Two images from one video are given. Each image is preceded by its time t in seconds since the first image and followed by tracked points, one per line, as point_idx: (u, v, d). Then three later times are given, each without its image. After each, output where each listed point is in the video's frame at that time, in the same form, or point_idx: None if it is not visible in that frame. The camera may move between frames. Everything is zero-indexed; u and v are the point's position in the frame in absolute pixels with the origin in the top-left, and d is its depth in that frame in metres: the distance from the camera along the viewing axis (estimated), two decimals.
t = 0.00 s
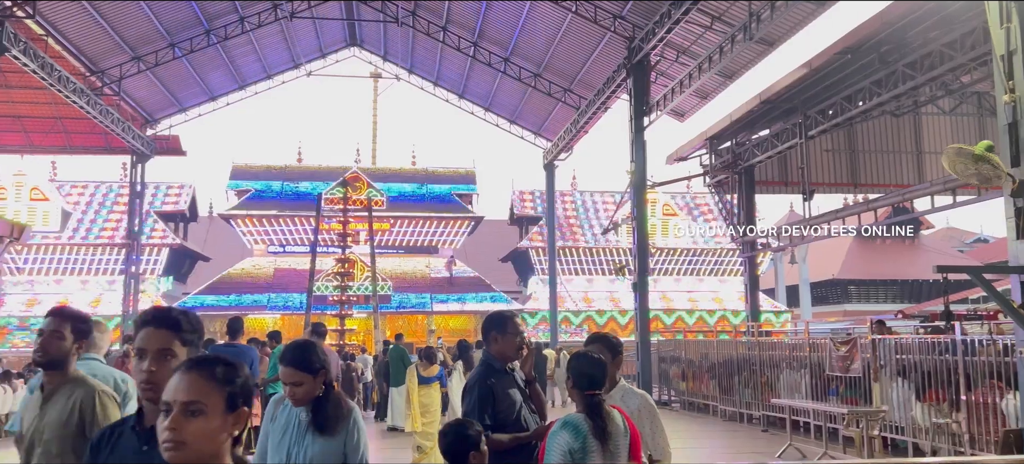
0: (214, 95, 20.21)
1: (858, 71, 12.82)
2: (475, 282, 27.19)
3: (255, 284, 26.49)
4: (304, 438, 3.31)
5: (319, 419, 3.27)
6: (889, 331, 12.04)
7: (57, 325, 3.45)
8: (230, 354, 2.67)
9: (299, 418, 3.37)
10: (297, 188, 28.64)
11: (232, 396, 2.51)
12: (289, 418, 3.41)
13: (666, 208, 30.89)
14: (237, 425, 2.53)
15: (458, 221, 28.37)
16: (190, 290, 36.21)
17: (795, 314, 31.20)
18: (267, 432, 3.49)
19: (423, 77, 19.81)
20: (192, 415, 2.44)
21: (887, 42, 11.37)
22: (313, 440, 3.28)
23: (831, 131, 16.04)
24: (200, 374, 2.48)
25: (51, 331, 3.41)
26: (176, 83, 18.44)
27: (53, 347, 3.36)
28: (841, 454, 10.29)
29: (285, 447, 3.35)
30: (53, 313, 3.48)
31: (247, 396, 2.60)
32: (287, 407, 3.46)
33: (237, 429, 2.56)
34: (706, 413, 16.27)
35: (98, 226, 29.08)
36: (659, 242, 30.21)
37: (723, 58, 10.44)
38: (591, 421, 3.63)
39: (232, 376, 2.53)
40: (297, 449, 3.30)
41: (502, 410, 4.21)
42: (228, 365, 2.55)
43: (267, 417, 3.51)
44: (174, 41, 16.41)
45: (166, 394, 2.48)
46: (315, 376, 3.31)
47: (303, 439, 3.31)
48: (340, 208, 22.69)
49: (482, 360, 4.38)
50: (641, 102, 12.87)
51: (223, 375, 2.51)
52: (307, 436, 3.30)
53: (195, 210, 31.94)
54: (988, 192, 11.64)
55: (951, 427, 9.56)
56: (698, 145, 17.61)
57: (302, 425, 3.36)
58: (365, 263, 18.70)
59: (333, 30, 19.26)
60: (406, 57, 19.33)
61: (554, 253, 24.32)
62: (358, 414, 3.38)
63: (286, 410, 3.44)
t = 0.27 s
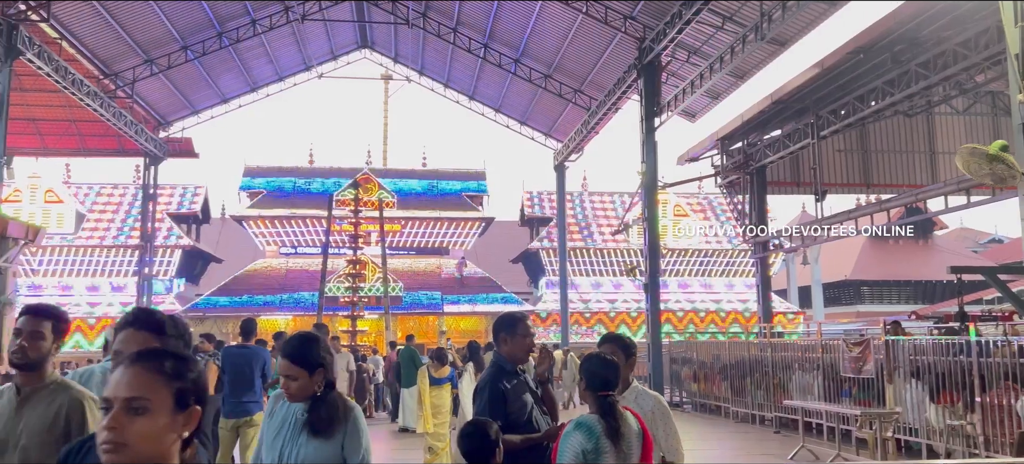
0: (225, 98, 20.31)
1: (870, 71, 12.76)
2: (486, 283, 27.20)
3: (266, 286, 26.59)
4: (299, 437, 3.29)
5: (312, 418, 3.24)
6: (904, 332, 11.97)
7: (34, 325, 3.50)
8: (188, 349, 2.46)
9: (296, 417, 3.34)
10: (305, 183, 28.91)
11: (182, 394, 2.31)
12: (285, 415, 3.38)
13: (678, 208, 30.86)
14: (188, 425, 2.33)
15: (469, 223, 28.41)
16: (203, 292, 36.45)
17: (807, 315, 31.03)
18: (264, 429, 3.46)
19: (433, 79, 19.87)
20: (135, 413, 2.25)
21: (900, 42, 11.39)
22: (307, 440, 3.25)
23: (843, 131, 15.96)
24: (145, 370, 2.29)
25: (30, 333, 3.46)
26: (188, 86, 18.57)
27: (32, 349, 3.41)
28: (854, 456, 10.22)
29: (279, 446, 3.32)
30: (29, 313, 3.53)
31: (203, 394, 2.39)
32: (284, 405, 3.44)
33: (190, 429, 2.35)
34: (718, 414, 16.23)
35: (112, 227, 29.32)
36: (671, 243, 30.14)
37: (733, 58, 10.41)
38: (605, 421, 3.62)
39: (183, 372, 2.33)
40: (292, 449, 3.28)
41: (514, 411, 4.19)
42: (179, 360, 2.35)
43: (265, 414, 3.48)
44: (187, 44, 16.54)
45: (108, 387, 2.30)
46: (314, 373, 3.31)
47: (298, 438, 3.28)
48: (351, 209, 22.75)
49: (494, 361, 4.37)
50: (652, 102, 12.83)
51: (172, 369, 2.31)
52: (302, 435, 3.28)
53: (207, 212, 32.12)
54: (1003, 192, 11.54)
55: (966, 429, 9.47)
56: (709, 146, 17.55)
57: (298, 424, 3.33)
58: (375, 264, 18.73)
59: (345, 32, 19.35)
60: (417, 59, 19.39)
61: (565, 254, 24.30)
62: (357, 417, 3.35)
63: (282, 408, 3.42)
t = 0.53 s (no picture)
0: (238, 100, 20.45)
1: (883, 71, 12.67)
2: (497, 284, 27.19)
3: (278, 288, 26.66)
4: (293, 448, 3.12)
5: (305, 429, 3.06)
6: (919, 333, 11.90)
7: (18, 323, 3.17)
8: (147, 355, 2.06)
9: (289, 426, 3.17)
10: (316, 182, 29.09)
11: (132, 408, 1.94)
12: (277, 424, 3.21)
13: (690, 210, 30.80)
14: (137, 444, 1.97)
15: (480, 224, 28.43)
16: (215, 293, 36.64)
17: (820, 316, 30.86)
18: (252, 440, 3.26)
19: (444, 80, 19.90)
20: (74, 429, 1.89)
21: (915, 41, 11.32)
22: (302, 453, 3.08)
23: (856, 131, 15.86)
24: (93, 378, 1.93)
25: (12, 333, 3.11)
26: (201, 88, 18.67)
27: (15, 352, 3.04)
28: (868, 459, 10.15)
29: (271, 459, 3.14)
30: (15, 313, 3.19)
31: (157, 405, 2.02)
32: (274, 414, 3.25)
33: (138, 448, 1.99)
34: (730, 416, 16.18)
35: (125, 229, 29.49)
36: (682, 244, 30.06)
37: (745, 58, 10.37)
38: (614, 423, 3.61)
39: (135, 383, 1.95)
40: (286, 461, 3.12)
41: (524, 413, 4.17)
42: (134, 367, 1.97)
43: (253, 425, 3.29)
44: (200, 47, 16.67)
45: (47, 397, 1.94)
46: (306, 376, 3.15)
47: (292, 450, 3.12)
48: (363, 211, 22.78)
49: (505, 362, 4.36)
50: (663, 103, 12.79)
51: (123, 380, 1.94)
52: (297, 446, 3.11)
53: (220, 214, 32.26)
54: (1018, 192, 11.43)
55: (982, 431, 9.40)
56: (721, 146, 17.49)
57: (291, 434, 3.16)
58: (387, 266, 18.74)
59: (357, 34, 19.43)
60: (428, 61, 19.42)
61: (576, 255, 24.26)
62: (354, 427, 3.18)
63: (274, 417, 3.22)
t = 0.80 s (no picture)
0: (251, 103, 20.60)
1: (896, 71, 12.59)
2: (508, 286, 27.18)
3: (289, 290, 26.75)
4: (273, 451, 2.88)
5: (285, 432, 2.82)
6: (933, 335, 11.83)
7: None
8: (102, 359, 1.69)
9: (267, 427, 2.92)
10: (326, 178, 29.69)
11: (80, 431, 1.55)
12: (254, 424, 2.95)
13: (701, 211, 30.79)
14: None
15: (491, 226, 28.48)
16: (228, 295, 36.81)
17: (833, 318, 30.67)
18: (227, 444, 3.00)
19: (456, 82, 19.96)
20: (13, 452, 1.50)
21: (928, 39, 11.31)
22: (283, 456, 2.85)
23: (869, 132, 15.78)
24: (35, 389, 1.57)
25: None
26: (213, 91, 18.81)
27: None
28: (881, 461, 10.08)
29: None
30: None
31: (113, 423, 1.62)
32: (251, 414, 3.00)
33: None
34: (742, 418, 16.12)
35: (139, 232, 29.67)
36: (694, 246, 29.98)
37: (756, 59, 10.34)
38: (625, 424, 3.60)
39: (84, 397, 1.56)
40: None
41: (537, 414, 4.16)
42: (86, 378, 1.59)
43: (227, 427, 3.02)
44: (212, 50, 16.83)
45: None
46: (288, 370, 2.90)
47: (272, 453, 2.87)
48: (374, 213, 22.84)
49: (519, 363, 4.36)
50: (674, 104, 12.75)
51: (72, 391, 1.57)
52: (278, 449, 2.87)
53: (232, 216, 32.42)
54: None
55: (997, 434, 9.31)
56: (733, 148, 17.44)
57: (270, 435, 2.91)
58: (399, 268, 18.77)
59: (368, 37, 19.53)
60: (439, 63, 19.47)
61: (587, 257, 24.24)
62: (335, 430, 2.95)
63: (251, 417, 2.97)
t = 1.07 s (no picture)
0: (264, 106, 20.71)
1: (911, 72, 12.51)
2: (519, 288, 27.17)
3: (302, 293, 26.84)
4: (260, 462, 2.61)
5: (274, 439, 2.56)
6: (949, 338, 11.74)
7: None
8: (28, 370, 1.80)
9: (251, 436, 2.65)
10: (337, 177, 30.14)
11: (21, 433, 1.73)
12: (237, 434, 2.68)
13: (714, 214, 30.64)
14: None
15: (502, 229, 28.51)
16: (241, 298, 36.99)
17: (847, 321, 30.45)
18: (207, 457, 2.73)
19: (467, 85, 19.97)
20: None
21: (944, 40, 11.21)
22: None
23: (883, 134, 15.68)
24: None
25: None
26: (227, 94, 18.92)
27: None
28: None
29: None
30: None
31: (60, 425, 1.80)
32: (232, 424, 2.73)
33: None
34: (756, 422, 16.03)
35: (153, 235, 29.87)
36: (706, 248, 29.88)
37: (769, 60, 10.31)
38: (640, 428, 3.59)
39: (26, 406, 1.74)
40: None
41: (551, 418, 4.16)
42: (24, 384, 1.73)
43: (206, 439, 2.76)
44: (226, 53, 16.95)
45: None
46: (277, 371, 2.71)
47: None
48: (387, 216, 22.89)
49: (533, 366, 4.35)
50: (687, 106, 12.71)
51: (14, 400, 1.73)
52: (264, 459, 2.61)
53: (246, 219, 32.60)
54: None
55: (1014, 437, 9.22)
56: (747, 150, 17.36)
57: (255, 445, 2.64)
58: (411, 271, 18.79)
59: (381, 39, 19.59)
60: (452, 66, 19.51)
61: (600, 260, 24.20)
62: (327, 438, 2.69)
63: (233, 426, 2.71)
